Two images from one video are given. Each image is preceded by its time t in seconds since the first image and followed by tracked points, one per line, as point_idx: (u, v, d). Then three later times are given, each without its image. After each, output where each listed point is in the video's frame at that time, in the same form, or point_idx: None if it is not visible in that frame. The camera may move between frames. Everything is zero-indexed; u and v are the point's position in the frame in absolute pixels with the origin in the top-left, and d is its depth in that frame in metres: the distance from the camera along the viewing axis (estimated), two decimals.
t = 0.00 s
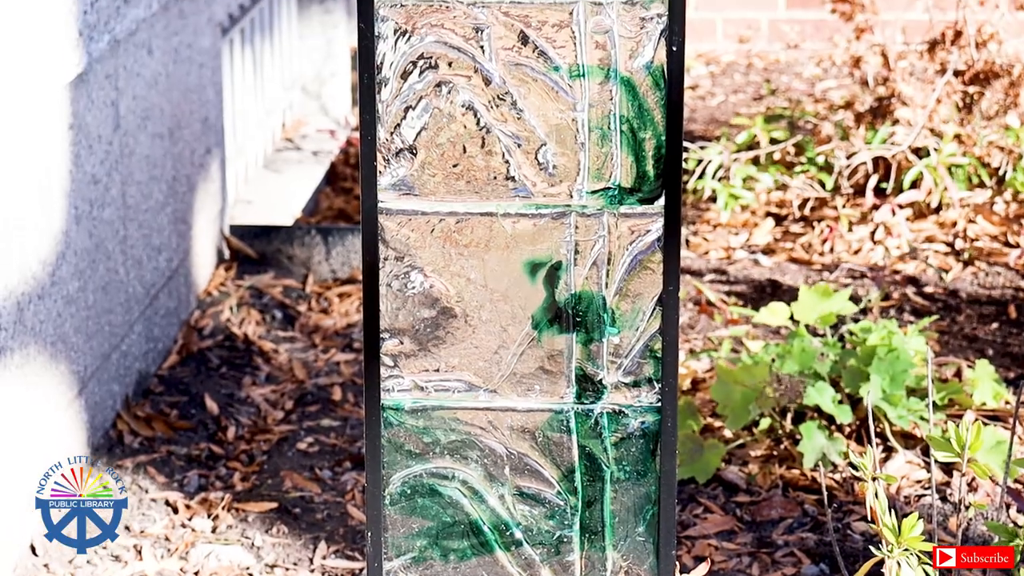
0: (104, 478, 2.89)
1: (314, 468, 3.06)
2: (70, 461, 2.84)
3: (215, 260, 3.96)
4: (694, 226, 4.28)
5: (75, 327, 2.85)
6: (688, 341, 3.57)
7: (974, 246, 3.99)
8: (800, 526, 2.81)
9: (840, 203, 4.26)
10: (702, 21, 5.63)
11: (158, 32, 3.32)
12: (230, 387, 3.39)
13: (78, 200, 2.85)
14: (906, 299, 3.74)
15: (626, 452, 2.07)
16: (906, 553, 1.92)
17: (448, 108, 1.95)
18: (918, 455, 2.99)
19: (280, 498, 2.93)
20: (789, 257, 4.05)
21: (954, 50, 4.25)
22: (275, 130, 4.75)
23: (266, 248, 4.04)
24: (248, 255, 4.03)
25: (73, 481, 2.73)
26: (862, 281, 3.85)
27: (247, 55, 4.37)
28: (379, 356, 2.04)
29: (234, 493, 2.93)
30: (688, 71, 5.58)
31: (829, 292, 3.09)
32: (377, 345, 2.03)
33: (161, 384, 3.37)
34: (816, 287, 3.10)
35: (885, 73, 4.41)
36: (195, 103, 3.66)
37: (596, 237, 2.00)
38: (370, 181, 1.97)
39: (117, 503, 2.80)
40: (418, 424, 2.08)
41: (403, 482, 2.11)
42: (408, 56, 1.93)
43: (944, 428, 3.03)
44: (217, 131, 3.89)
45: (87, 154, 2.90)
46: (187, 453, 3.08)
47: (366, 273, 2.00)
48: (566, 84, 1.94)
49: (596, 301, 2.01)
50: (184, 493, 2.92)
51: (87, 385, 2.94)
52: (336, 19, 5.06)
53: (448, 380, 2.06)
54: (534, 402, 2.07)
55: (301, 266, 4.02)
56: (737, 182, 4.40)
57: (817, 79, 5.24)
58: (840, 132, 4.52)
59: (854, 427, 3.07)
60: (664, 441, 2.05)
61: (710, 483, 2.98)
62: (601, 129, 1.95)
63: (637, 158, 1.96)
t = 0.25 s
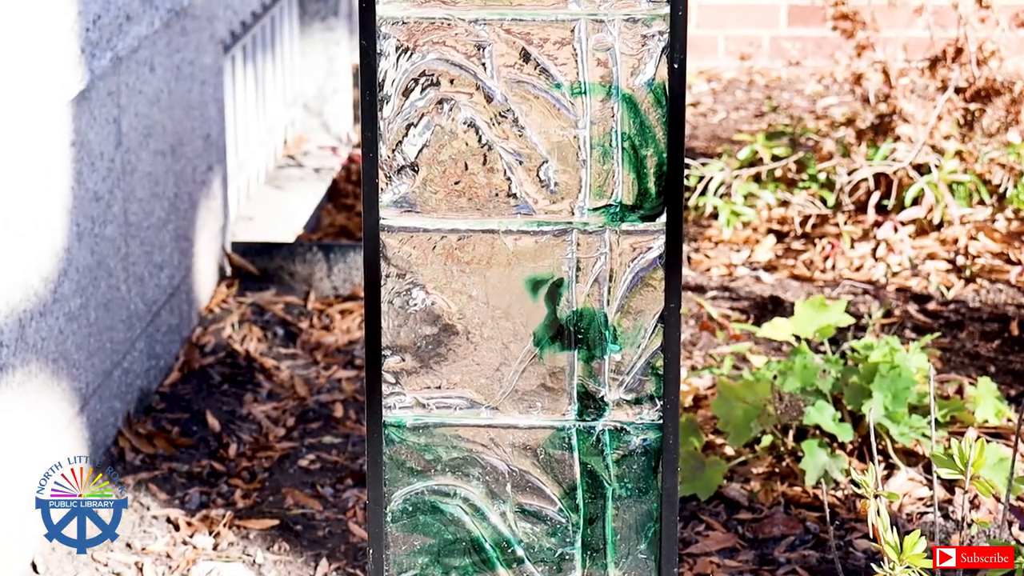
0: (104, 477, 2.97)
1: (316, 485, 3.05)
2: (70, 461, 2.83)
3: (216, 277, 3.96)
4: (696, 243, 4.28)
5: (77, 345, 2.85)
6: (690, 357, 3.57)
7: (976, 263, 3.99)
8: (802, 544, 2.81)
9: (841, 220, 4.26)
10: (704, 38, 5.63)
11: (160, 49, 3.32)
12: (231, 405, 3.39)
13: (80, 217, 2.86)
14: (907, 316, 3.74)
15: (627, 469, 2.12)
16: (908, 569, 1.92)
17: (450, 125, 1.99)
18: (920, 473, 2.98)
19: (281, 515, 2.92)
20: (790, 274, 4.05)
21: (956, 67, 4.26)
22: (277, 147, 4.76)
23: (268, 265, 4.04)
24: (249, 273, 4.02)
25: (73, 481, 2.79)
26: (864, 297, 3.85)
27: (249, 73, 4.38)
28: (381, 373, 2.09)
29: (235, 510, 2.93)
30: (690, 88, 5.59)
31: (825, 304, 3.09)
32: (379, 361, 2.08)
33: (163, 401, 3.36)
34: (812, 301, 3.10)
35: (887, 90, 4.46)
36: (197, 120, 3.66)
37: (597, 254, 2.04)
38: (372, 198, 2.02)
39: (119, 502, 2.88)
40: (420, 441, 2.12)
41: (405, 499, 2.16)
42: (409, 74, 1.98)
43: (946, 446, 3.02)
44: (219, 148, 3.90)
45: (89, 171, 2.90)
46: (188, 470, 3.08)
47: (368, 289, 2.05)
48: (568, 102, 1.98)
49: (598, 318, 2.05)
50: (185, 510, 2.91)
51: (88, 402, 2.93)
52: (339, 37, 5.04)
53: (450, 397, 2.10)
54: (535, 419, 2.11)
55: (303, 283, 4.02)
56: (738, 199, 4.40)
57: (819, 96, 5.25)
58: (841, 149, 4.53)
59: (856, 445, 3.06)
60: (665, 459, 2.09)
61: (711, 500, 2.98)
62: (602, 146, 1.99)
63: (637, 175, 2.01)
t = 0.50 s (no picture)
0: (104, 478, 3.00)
1: (317, 503, 3.05)
2: (70, 460, 2.82)
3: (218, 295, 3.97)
4: (698, 261, 4.28)
5: (78, 363, 2.85)
6: (692, 375, 3.57)
7: (977, 281, 3.99)
8: (804, 562, 2.80)
9: (843, 238, 4.27)
10: (706, 56, 5.65)
11: (162, 67, 3.33)
12: (233, 423, 3.39)
13: (82, 235, 2.86)
14: (909, 333, 3.74)
15: (629, 488, 2.16)
16: None
17: (452, 144, 2.04)
18: (922, 492, 2.98)
19: (283, 533, 2.92)
20: (792, 291, 4.05)
21: (957, 85, 4.26)
22: (278, 164, 4.77)
23: (270, 282, 4.04)
24: (251, 290, 4.03)
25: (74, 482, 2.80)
26: (866, 316, 3.85)
27: (251, 91, 4.39)
28: (383, 391, 2.13)
29: (237, 528, 2.92)
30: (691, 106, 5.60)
31: (831, 324, 3.10)
32: (381, 379, 2.12)
33: (164, 419, 3.36)
34: (819, 320, 3.10)
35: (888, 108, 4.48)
36: (199, 137, 3.67)
37: (599, 272, 2.09)
38: (375, 217, 2.06)
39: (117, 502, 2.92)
40: (422, 460, 2.16)
41: (406, 518, 2.20)
42: (412, 93, 2.02)
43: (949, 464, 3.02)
44: (221, 166, 3.90)
45: (91, 189, 2.90)
46: (190, 488, 3.07)
47: (370, 308, 2.09)
48: (569, 120, 2.03)
49: (599, 336, 2.10)
50: (187, 529, 2.91)
51: (90, 420, 2.93)
52: (341, 55, 5.05)
53: (452, 415, 2.15)
54: (537, 438, 2.15)
55: (304, 301, 4.03)
56: (740, 216, 4.40)
57: (820, 114, 5.26)
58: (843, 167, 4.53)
59: (858, 463, 3.06)
60: (667, 477, 2.13)
61: (713, 519, 2.97)
62: (604, 164, 2.04)
63: (639, 194, 2.05)
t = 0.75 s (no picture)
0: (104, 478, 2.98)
1: (319, 520, 3.05)
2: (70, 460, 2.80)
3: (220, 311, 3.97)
4: (700, 277, 4.28)
5: (80, 379, 2.85)
6: (693, 392, 3.56)
7: (979, 298, 3.99)
8: None
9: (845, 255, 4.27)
10: (707, 73, 5.66)
11: (164, 84, 3.34)
12: (235, 439, 3.39)
13: (84, 252, 2.86)
14: (911, 350, 3.74)
15: (631, 504, 2.16)
16: None
17: (453, 160, 2.05)
18: (924, 508, 2.98)
19: (284, 550, 2.91)
20: (794, 308, 4.05)
21: (959, 102, 4.28)
22: (280, 181, 4.77)
23: (271, 299, 4.04)
24: (252, 306, 4.02)
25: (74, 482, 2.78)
26: (868, 332, 3.85)
27: (253, 108, 4.40)
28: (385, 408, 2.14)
29: (238, 545, 2.92)
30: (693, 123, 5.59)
31: (833, 344, 3.09)
32: (383, 397, 2.13)
33: (166, 436, 3.36)
34: (820, 339, 3.10)
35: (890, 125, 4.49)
36: (201, 154, 3.67)
37: (601, 288, 2.09)
38: (377, 234, 2.07)
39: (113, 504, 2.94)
40: (423, 476, 2.17)
41: (408, 534, 2.21)
42: (413, 109, 2.03)
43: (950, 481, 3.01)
44: (222, 182, 3.90)
45: (93, 206, 2.91)
46: (192, 505, 3.07)
47: (372, 324, 2.10)
48: (571, 137, 2.04)
49: (601, 352, 2.11)
50: (188, 545, 2.90)
51: (91, 437, 2.93)
52: (342, 72, 5.05)
53: (454, 432, 2.16)
54: (539, 454, 2.16)
55: (306, 317, 4.02)
56: (742, 233, 4.40)
57: (822, 131, 5.26)
58: (845, 184, 4.53)
59: (860, 480, 3.05)
60: (669, 493, 2.14)
61: (715, 536, 2.97)
62: (606, 181, 2.05)
63: (641, 211, 2.06)
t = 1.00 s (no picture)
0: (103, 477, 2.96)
1: (321, 535, 3.04)
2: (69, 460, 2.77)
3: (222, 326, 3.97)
4: (701, 291, 4.28)
5: (82, 394, 2.85)
6: (695, 407, 3.56)
7: (981, 313, 3.99)
8: None
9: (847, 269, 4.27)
10: (709, 87, 5.66)
11: (166, 98, 3.34)
12: (237, 453, 3.39)
13: (86, 266, 2.86)
14: (913, 365, 3.73)
15: (633, 519, 2.17)
16: None
17: (456, 174, 2.05)
18: (926, 523, 2.97)
19: (286, 565, 2.91)
20: (796, 322, 4.05)
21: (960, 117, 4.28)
22: (282, 195, 4.78)
23: (273, 313, 4.04)
24: (254, 320, 4.03)
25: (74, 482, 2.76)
26: (870, 347, 3.85)
27: (255, 123, 4.40)
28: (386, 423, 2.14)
29: (240, 560, 2.91)
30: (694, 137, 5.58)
31: (835, 359, 3.09)
32: (385, 411, 2.13)
33: (167, 450, 3.36)
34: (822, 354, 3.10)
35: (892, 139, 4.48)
36: (203, 169, 3.68)
37: (603, 303, 2.10)
38: (378, 248, 2.07)
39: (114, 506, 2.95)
40: (425, 491, 2.18)
41: (410, 548, 2.22)
42: (415, 124, 2.03)
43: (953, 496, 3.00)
44: (224, 197, 3.90)
45: (95, 220, 2.91)
46: (193, 519, 3.07)
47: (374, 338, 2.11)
48: (573, 151, 2.04)
49: (603, 367, 2.11)
50: (190, 560, 2.90)
51: (93, 451, 2.93)
52: (344, 86, 5.05)
53: (455, 446, 2.16)
54: (540, 468, 2.16)
55: (308, 331, 4.02)
56: (744, 247, 4.40)
57: (824, 145, 5.26)
58: (847, 198, 4.53)
59: (862, 495, 3.05)
60: (671, 508, 2.14)
61: (717, 551, 2.96)
62: (608, 196, 2.05)
63: (643, 226, 2.06)
